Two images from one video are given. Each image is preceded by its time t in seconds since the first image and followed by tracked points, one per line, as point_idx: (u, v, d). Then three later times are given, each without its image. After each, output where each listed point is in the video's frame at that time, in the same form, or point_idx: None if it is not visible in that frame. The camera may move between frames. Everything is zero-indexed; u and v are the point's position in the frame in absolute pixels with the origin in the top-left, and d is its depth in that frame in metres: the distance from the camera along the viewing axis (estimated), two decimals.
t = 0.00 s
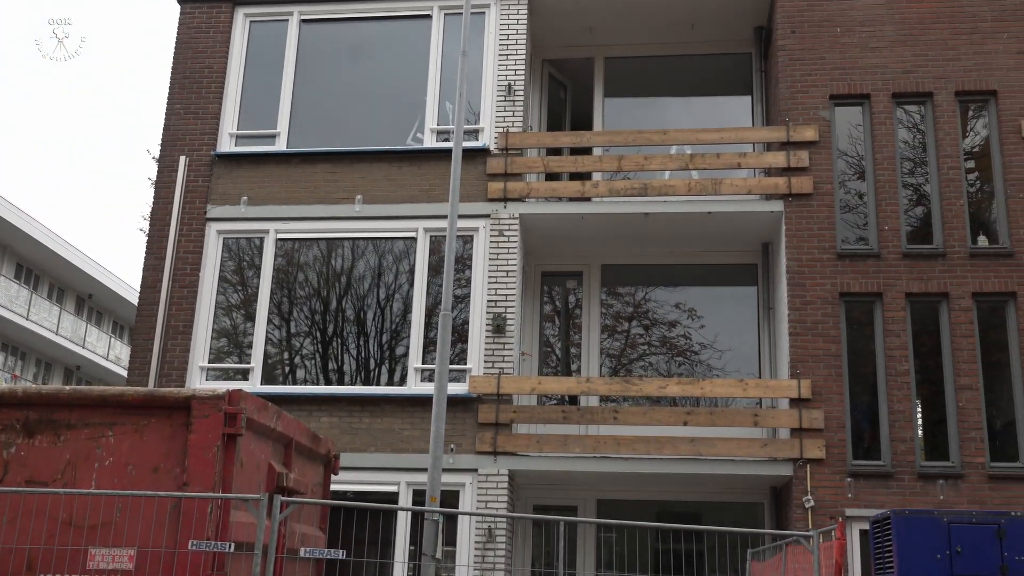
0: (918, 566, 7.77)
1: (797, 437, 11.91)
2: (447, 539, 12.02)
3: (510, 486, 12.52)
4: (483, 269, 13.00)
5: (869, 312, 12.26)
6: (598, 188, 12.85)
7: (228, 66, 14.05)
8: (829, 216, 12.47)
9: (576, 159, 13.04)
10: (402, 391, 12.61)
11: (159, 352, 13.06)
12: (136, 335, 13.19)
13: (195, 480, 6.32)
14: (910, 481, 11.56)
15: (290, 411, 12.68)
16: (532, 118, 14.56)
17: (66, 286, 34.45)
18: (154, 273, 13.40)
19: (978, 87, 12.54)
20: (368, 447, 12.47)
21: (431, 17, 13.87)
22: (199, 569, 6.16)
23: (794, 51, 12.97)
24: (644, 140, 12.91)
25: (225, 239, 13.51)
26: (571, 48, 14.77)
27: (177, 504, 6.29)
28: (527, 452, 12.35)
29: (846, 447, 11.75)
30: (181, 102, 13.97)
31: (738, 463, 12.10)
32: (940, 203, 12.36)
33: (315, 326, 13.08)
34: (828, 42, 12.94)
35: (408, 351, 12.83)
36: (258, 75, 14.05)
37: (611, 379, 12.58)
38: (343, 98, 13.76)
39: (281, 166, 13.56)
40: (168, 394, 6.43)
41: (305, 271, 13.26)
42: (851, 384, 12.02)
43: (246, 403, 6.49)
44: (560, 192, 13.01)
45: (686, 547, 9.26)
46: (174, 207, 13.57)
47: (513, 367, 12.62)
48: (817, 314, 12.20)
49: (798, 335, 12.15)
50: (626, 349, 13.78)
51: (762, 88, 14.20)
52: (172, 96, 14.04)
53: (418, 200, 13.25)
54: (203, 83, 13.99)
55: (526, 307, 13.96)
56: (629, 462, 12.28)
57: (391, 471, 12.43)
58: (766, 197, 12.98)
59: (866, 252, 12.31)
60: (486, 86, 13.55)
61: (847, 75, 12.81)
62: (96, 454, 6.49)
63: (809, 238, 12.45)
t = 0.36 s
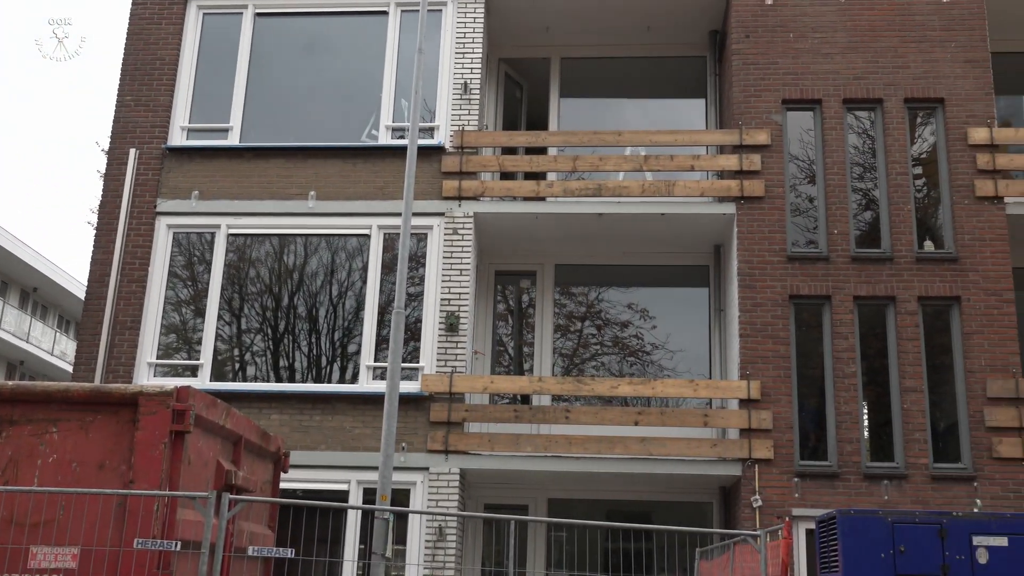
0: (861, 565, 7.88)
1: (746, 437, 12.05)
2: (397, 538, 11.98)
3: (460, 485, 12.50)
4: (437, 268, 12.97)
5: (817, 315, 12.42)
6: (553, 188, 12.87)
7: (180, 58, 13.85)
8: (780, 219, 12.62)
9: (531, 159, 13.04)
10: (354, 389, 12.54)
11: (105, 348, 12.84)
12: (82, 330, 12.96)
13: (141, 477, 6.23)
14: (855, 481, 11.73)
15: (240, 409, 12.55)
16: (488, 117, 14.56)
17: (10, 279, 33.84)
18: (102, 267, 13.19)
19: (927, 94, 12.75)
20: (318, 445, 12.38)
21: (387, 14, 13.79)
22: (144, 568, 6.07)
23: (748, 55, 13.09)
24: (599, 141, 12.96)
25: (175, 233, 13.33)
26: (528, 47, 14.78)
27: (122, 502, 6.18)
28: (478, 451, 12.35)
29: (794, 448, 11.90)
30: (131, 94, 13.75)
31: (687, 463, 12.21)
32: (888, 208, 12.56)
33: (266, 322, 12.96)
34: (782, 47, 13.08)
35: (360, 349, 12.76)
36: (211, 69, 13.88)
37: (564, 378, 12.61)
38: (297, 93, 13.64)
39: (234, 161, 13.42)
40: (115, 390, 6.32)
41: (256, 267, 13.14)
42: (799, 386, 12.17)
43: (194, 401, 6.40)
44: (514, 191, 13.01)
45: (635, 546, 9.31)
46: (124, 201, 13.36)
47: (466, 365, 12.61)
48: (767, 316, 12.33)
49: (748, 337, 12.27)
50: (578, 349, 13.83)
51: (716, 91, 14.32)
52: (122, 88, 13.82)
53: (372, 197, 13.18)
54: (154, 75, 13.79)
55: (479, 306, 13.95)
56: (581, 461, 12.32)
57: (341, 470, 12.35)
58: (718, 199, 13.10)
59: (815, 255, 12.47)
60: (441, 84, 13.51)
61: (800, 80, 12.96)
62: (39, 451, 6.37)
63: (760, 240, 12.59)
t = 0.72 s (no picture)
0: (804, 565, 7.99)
1: (693, 437, 12.15)
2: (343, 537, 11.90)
3: (408, 484, 12.45)
4: (387, 265, 12.91)
5: (765, 317, 12.56)
6: (505, 187, 12.87)
7: (127, 49, 13.62)
8: (729, 222, 12.73)
9: (484, 158, 13.03)
10: (302, 387, 12.43)
11: (47, 343, 12.59)
12: (24, 325, 12.70)
13: (83, 475, 6.12)
14: (800, 481, 11.88)
15: (185, 406, 12.39)
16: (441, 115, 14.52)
17: None
18: (45, 260, 12.92)
19: (874, 101, 12.95)
20: (264, 443, 12.26)
21: (341, 9, 13.69)
22: (84, 567, 5.97)
23: (700, 59, 13.19)
24: (551, 142, 12.98)
25: (121, 227, 13.12)
26: (482, 46, 14.76)
27: (62, 500, 6.07)
28: (427, 450, 12.31)
29: (740, 448, 12.02)
30: (77, 84, 13.49)
31: (635, 463, 12.27)
32: (835, 213, 12.73)
33: (213, 318, 12.81)
34: (733, 52, 13.20)
35: (309, 347, 12.66)
36: (160, 61, 13.67)
37: (513, 377, 12.61)
38: (248, 87, 13.49)
39: (182, 154, 13.23)
40: (57, 386, 6.20)
41: (204, 262, 12.98)
42: (746, 387, 12.30)
43: (139, 397, 6.28)
44: (466, 190, 12.97)
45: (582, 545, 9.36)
46: (68, 193, 13.11)
47: (415, 364, 12.56)
48: (716, 318, 12.44)
49: (697, 338, 12.37)
50: (528, 349, 13.84)
51: (668, 94, 14.42)
52: (68, 78, 13.55)
53: (322, 193, 13.08)
54: (101, 65, 13.54)
55: (429, 304, 13.91)
56: (529, 461, 12.33)
57: (288, 468, 12.24)
58: (669, 201, 13.19)
59: (763, 258, 12.60)
60: (395, 81, 13.45)
61: (751, 85, 13.09)
62: None
63: (709, 243, 12.69)
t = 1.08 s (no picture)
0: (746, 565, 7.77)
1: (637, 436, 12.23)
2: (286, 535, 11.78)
3: (353, 482, 12.38)
4: (334, 262, 12.82)
5: (709, 318, 12.69)
6: (454, 185, 12.85)
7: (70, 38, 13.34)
8: (676, 223, 12.84)
9: (433, 155, 12.99)
10: (245, 383, 12.29)
11: None
12: None
13: (17, 472, 5.98)
14: (741, 481, 12.03)
15: (125, 401, 12.19)
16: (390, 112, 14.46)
17: None
18: None
19: (819, 107, 13.15)
20: (206, 439, 12.11)
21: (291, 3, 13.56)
22: (17, 566, 5.84)
23: (650, 62, 13.28)
24: (501, 140, 12.99)
25: (61, 219, 12.86)
26: (433, 43, 14.72)
27: None
28: (372, 448, 12.24)
29: (683, 448, 12.14)
30: (16, 72, 13.18)
31: (579, 462, 12.33)
32: (779, 216, 12.90)
33: (155, 313, 12.62)
34: (682, 55, 13.30)
35: (253, 343, 12.52)
36: (104, 50, 13.42)
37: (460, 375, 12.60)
38: (195, 79, 13.31)
39: (126, 146, 13.02)
40: None
41: (147, 255, 12.79)
42: (690, 388, 12.42)
43: (77, 392, 6.21)
44: (415, 187, 12.93)
45: (526, 544, 9.39)
46: (6, 183, 12.81)
47: (361, 361, 12.49)
48: (661, 319, 12.54)
49: (642, 338, 12.46)
50: (475, 348, 13.83)
51: (617, 95, 14.51)
52: (7, 65, 13.24)
53: (269, 188, 12.95)
54: (42, 53, 13.24)
55: (376, 302, 13.84)
56: (474, 459, 12.31)
57: (230, 465, 12.10)
58: (616, 202, 13.26)
59: (709, 260, 12.73)
60: (344, 77, 13.36)
61: (699, 88, 13.21)
62: None
63: (656, 244, 12.79)
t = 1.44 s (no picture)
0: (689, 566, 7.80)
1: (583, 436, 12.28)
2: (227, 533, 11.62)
3: (296, 480, 12.26)
4: (280, 257, 12.69)
5: (656, 319, 12.78)
6: (403, 182, 12.79)
7: (11, 24, 13.03)
8: (624, 225, 12.91)
9: (383, 152, 12.90)
10: (187, 379, 12.11)
11: None
12: None
13: None
14: (685, 481, 12.13)
15: (63, 397, 11.95)
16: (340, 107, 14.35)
17: None
18: None
19: (766, 112, 13.31)
20: (147, 436, 11.92)
21: None
22: None
23: (600, 63, 13.34)
24: (451, 138, 12.95)
25: None
26: (384, 40, 14.65)
27: None
28: (316, 446, 12.14)
29: (628, 448, 12.20)
30: None
31: (525, 461, 12.34)
32: (726, 219, 13.04)
33: (95, 307, 12.39)
34: (632, 57, 13.39)
35: (197, 339, 12.34)
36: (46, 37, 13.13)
37: (406, 374, 12.54)
38: (140, 70, 13.09)
39: (67, 137, 12.77)
40: None
41: (87, 248, 12.55)
42: (635, 388, 12.49)
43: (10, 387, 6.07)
44: (365, 184, 12.85)
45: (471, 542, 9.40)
46: None
47: (307, 358, 12.38)
48: (608, 319, 12.60)
49: (589, 338, 12.51)
50: (422, 346, 13.79)
51: (568, 95, 14.56)
52: None
53: (214, 182, 12.78)
54: None
55: (322, 298, 13.73)
56: (420, 458, 12.26)
57: (171, 462, 11.92)
58: (565, 202, 13.30)
59: (656, 262, 12.82)
60: (293, 71, 13.23)
61: (648, 90, 13.31)
62: None
63: (604, 244, 12.84)
